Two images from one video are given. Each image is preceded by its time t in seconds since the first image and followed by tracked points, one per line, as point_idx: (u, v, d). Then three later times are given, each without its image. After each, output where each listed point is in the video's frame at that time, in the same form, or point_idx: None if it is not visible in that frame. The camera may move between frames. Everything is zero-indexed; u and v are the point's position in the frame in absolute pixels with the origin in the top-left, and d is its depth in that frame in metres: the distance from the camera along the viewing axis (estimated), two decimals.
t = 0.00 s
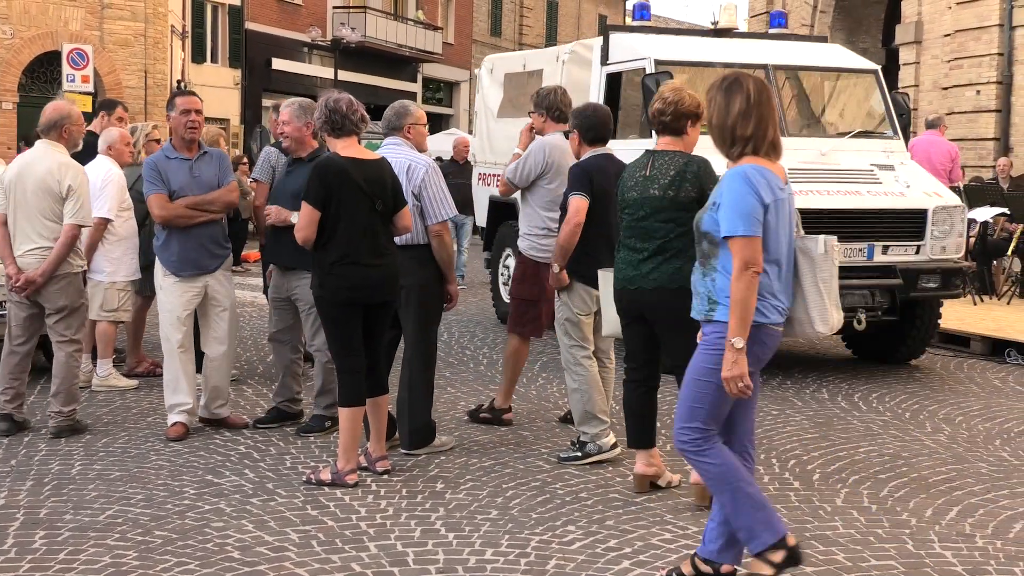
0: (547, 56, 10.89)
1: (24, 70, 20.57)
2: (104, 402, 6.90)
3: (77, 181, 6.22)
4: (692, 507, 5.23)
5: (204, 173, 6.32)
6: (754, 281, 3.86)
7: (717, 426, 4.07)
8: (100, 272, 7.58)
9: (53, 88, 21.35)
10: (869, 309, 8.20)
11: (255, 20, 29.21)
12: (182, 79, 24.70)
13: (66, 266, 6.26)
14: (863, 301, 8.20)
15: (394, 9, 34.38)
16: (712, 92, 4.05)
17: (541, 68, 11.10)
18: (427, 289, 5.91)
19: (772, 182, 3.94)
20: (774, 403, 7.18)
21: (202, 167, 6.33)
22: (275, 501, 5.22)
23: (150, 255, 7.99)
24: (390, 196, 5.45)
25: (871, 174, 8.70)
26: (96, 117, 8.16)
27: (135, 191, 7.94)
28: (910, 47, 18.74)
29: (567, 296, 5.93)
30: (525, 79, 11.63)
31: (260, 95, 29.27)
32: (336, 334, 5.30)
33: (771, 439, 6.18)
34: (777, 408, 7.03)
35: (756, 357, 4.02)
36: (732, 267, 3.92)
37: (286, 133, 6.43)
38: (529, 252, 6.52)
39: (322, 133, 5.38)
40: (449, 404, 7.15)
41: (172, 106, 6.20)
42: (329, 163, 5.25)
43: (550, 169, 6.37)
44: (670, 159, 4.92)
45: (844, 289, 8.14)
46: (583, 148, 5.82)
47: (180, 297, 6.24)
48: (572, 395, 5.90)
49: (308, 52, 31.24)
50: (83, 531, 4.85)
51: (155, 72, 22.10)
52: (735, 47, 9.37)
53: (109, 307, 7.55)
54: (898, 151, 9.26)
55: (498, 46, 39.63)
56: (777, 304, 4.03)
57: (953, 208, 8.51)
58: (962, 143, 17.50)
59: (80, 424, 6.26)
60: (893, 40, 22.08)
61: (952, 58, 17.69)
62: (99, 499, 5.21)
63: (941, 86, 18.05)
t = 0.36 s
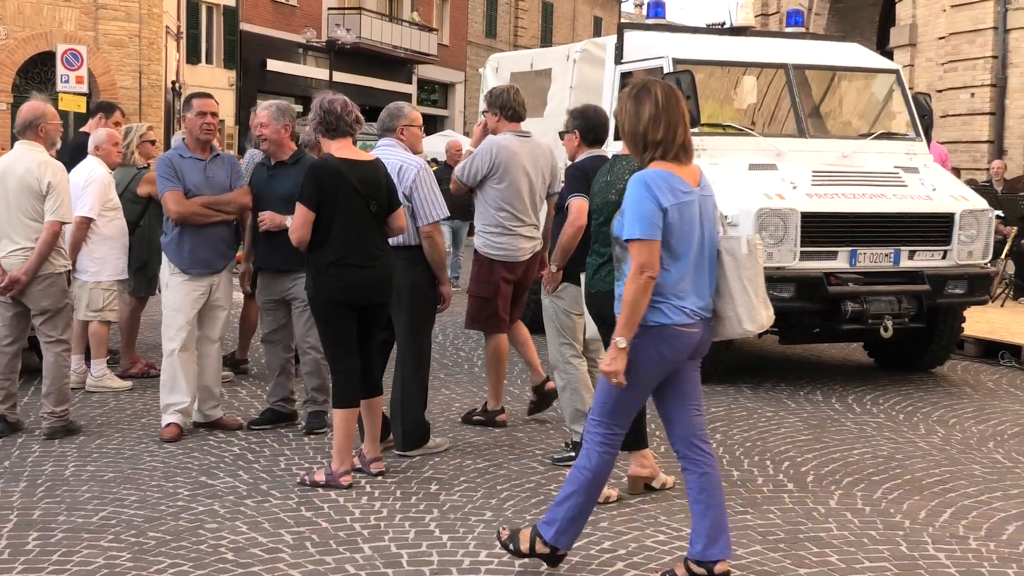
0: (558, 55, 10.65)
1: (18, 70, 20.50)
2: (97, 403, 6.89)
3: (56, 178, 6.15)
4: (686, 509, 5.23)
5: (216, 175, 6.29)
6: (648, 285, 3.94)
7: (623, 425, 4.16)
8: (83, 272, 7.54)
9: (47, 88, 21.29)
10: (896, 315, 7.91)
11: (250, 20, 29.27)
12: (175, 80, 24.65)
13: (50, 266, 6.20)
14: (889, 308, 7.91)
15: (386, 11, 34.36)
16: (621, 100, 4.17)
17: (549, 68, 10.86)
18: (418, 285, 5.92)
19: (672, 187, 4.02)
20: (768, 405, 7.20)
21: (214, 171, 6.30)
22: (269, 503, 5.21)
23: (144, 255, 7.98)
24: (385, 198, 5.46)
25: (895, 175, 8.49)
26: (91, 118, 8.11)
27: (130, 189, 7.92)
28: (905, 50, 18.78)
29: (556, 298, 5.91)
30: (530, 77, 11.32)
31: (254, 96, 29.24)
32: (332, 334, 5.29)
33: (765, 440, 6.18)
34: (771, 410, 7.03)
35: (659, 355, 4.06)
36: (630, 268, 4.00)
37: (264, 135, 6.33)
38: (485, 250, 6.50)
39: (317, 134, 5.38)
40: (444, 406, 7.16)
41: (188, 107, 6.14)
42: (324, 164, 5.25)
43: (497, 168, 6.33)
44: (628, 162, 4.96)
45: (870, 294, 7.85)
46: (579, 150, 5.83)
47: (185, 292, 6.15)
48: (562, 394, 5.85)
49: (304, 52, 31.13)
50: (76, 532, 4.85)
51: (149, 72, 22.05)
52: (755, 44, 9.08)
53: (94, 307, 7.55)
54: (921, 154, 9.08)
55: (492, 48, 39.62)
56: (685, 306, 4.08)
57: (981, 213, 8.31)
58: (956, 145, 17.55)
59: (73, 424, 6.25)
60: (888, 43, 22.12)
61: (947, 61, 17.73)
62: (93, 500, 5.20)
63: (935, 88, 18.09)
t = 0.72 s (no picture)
0: (567, 53, 10.47)
1: (11, 71, 20.48)
2: (91, 404, 6.88)
3: (49, 179, 6.16)
4: (680, 510, 5.24)
5: (219, 177, 6.23)
6: (525, 285, 4.11)
7: (564, 413, 4.19)
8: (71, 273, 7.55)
9: (40, 89, 21.27)
10: (922, 321, 7.52)
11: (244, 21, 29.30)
12: (168, 81, 24.63)
13: (43, 267, 6.19)
14: (915, 313, 7.51)
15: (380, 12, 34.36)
16: (545, 92, 4.13)
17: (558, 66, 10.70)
18: (405, 285, 5.92)
19: (566, 189, 4.10)
20: (761, 406, 7.21)
21: (217, 173, 6.25)
22: (263, 503, 5.21)
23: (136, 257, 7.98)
24: (378, 198, 5.46)
25: (918, 176, 8.15)
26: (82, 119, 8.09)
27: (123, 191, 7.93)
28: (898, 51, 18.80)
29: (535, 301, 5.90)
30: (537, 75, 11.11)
31: (247, 97, 29.22)
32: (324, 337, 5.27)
33: (759, 441, 6.18)
34: (765, 410, 7.04)
35: (555, 345, 4.13)
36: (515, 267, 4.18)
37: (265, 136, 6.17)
38: (455, 251, 6.58)
39: (312, 135, 5.38)
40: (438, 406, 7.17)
41: (193, 109, 6.14)
42: (318, 165, 5.24)
43: (467, 168, 6.44)
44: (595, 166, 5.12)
45: (895, 299, 7.44)
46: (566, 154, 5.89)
47: (181, 292, 6.13)
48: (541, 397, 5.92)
49: (297, 53, 31.12)
50: (70, 534, 4.84)
51: (142, 74, 22.04)
52: (772, 42, 8.84)
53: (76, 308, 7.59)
54: (943, 153, 8.75)
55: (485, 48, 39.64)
56: (581, 298, 4.15)
57: (1006, 214, 7.92)
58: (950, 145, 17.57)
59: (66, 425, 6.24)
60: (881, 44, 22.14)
61: (941, 61, 17.75)
62: (87, 502, 5.20)
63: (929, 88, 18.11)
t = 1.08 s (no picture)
0: (578, 51, 10.22)
1: (6, 71, 20.43)
2: (86, 404, 6.87)
3: (49, 180, 6.14)
4: (675, 510, 5.25)
5: (214, 177, 6.22)
6: (468, 283, 4.25)
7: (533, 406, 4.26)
8: (67, 275, 7.54)
9: (35, 89, 21.23)
10: (949, 326, 7.28)
11: (240, 22, 29.29)
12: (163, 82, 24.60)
13: (42, 268, 6.17)
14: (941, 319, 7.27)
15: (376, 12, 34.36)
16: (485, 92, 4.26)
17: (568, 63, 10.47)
18: (393, 288, 5.92)
19: (510, 185, 4.21)
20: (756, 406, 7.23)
21: (212, 172, 6.24)
22: (258, 503, 5.21)
23: (131, 257, 7.96)
24: (375, 198, 5.46)
25: (943, 177, 7.90)
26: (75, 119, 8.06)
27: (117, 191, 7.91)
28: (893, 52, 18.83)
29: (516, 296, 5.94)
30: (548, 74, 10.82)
31: (242, 98, 29.20)
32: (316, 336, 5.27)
33: (754, 441, 6.19)
34: (760, 410, 7.04)
35: (517, 340, 4.21)
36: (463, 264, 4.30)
37: (270, 138, 6.30)
38: (434, 248, 6.64)
39: (306, 135, 5.38)
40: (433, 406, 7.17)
41: (185, 109, 6.10)
42: (315, 166, 5.24)
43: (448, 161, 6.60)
44: (570, 163, 5.19)
45: (921, 304, 7.20)
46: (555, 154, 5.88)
47: (176, 290, 6.12)
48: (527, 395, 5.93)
49: (292, 54, 31.12)
50: (65, 533, 4.84)
51: (137, 74, 22.00)
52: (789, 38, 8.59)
53: (75, 311, 7.57)
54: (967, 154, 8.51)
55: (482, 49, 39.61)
56: (536, 293, 4.25)
57: None
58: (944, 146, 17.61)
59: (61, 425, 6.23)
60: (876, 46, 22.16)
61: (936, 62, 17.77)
62: (81, 502, 5.19)
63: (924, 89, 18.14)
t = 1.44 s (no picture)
0: (589, 47, 9.85)
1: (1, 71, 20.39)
2: (81, 404, 6.86)
3: (48, 180, 6.13)
4: (671, 510, 5.26)
5: (210, 177, 6.22)
6: (441, 277, 4.27)
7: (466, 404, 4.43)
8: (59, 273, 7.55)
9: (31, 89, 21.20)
10: (977, 333, 7.04)
11: (235, 21, 29.27)
12: (159, 81, 24.55)
13: (39, 267, 6.15)
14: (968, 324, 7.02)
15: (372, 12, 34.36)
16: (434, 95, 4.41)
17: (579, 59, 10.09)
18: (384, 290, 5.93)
19: (461, 187, 4.37)
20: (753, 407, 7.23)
21: (206, 172, 6.25)
22: (254, 504, 5.21)
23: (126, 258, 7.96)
24: (364, 201, 5.47)
25: (971, 176, 7.58)
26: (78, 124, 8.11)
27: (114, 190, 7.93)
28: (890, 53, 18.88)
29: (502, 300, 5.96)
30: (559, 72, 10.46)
31: (237, 98, 29.17)
32: (304, 339, 5.29)
33: (749, 441, 6.19)
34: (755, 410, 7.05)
35: (455, 342, 4.40)
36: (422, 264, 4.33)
37: (257, 137, 6.44)
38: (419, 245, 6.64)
39: (294, 135, 5.37)
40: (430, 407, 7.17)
41: (179, 109, 6.10)
42: (309, 166, 5.24)
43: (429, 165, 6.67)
44: (550, 163, 5.22)
45: (948, 309, 6.97)
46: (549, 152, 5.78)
47: (170, 290, 6.11)
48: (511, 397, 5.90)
49: (288, 54, 31.10)
50: (60, 534, 4.84)
51: (133, 74, 21.97)
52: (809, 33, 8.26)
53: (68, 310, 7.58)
54: (993, 153, 8.14)
55: (477, 49, 39.60)
56: (474, 292, 4.43)
57: None
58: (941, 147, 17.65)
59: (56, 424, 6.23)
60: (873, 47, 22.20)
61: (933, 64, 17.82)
62: (76, 502, 5.19)
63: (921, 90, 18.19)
